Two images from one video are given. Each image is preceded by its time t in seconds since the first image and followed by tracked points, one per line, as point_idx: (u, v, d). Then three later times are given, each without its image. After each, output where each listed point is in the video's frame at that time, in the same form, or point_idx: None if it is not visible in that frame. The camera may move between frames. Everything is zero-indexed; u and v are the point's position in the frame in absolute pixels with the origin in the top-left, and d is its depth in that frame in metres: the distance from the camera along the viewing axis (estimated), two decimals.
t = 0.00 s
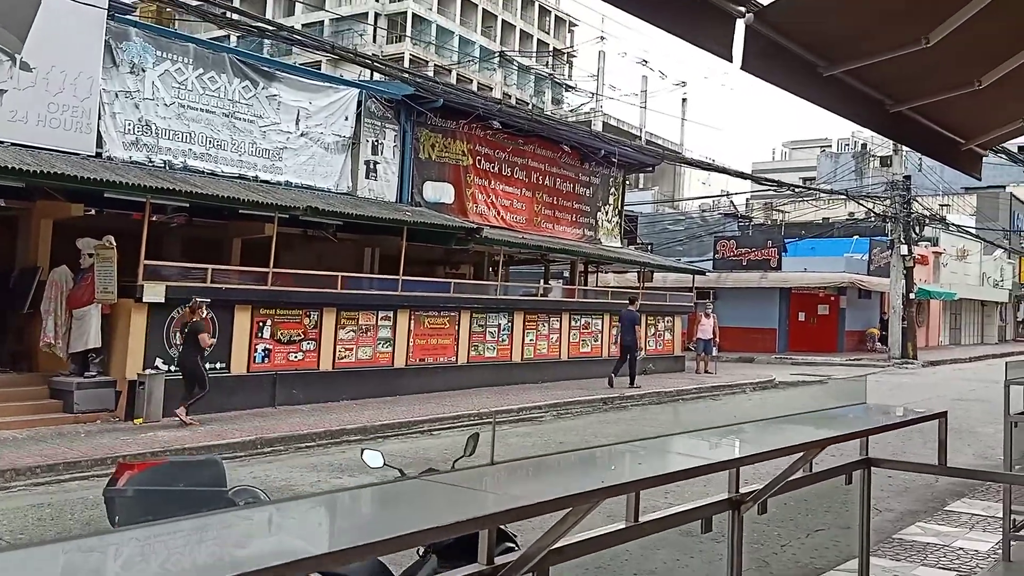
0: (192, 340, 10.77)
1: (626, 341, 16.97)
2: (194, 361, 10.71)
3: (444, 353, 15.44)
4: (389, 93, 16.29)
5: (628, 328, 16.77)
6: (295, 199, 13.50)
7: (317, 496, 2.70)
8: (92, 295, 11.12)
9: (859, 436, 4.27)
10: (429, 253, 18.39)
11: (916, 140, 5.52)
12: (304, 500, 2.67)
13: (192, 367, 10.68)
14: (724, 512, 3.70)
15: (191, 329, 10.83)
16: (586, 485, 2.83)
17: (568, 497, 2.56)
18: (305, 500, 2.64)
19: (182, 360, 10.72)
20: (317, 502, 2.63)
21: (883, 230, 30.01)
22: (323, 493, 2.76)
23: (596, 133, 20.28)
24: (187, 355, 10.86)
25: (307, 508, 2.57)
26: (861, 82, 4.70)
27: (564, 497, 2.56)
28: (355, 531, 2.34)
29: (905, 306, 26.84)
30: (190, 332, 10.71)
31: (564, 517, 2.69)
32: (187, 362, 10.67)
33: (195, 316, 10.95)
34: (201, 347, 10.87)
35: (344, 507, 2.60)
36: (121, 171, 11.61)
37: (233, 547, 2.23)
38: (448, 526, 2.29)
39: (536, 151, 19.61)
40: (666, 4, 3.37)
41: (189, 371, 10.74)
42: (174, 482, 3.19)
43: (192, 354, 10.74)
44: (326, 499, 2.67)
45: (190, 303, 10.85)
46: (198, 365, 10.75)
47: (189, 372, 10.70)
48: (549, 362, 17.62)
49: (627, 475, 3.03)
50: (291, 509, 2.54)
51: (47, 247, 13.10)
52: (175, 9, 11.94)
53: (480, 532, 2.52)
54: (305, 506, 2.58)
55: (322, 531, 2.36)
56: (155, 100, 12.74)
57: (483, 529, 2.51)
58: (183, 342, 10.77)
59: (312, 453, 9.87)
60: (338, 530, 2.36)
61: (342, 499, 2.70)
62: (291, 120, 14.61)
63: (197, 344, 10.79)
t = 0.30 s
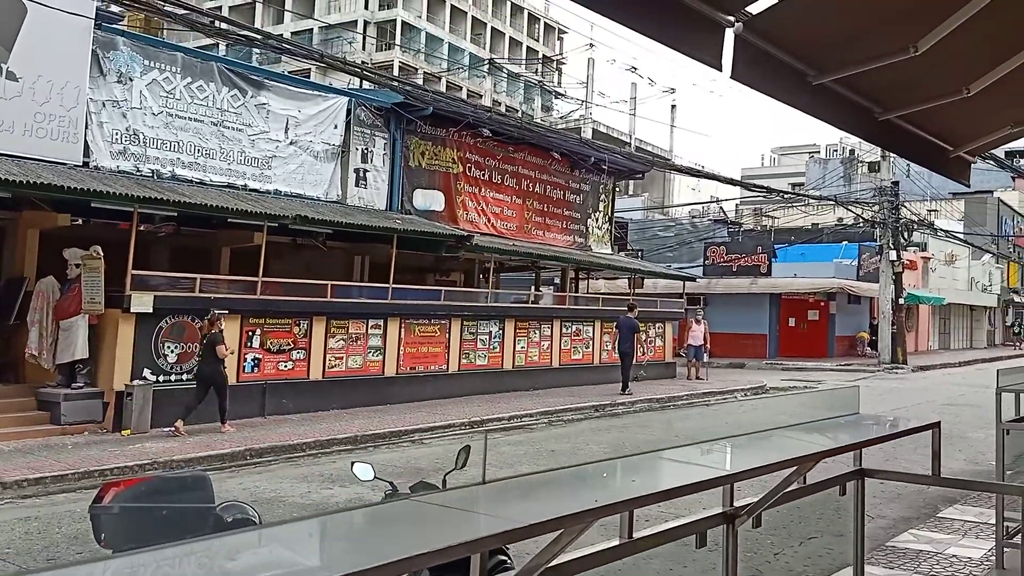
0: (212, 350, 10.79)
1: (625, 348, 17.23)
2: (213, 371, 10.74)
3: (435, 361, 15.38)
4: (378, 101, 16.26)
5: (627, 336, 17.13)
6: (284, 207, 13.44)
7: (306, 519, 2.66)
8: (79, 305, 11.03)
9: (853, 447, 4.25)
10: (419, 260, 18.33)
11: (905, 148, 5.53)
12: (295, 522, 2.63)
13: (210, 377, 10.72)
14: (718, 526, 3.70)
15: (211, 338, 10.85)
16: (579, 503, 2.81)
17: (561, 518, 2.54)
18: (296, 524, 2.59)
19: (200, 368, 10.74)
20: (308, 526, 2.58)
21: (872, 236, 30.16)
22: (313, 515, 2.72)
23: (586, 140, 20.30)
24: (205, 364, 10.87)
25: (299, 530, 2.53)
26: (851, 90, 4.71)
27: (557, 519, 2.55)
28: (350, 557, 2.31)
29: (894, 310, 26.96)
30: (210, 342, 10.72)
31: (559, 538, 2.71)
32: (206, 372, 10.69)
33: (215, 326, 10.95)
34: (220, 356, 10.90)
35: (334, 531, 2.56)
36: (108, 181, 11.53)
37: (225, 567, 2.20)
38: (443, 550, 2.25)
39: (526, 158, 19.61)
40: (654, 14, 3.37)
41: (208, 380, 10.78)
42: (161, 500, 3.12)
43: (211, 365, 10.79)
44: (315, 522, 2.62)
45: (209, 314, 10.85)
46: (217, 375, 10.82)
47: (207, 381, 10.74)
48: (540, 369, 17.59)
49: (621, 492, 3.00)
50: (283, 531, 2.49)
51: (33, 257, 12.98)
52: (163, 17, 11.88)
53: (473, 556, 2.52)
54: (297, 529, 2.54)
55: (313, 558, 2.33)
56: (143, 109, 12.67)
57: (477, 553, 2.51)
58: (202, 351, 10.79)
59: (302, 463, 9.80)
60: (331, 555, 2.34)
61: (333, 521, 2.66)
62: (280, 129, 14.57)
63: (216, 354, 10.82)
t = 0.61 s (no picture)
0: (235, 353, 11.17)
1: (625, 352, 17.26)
2: (234, 373, 11.12)
3: (430, 366, 15.36)
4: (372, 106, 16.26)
5: (628, 340, 17.14)
6: (278, 212, 13.41)
7: (302, 527, 2.63)
8: (72, 311, 10.97)
9: (849, 451, 4.25)
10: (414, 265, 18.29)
11: (898, 152, 5.56)
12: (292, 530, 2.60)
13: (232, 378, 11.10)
14: (715, 531, 3.70)
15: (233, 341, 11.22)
16: (575, 510, 2.80)
17: (557, 525, 2.53)
18: (292, 532, 2.56)
19: (221, 370, 11.11)
20: (304, 533, 2.56)
21: (866, 239, 30.24)
22: (309, 523, 2.69)
23: (580, 144, 20.33)
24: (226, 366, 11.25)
25: (295, 537, 2.51)
26: (844, 93, 4.73)
27: (553, 526, 2.54)
28: (346, 563, 2.30)
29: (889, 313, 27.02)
30: (233, 345, 11.11)
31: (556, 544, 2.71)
32: (228, 374, 11.06)
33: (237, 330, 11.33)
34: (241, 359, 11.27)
35: (330, 538, 2.54)
36: (101, 187, 11.49)
37: (219, 573, 2.18)
38: (439, 558, 2.22)
39: (521, 163, 19.61)
40: (646, 18, 3.37)
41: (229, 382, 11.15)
42: (158, 508, 3.09)
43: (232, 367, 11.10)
44: (311, 530, 2.59)
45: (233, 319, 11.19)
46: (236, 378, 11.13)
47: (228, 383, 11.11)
48: (535, 374, 17.58)
49: (618, 498, 3.00)
50: (278, 538, 2.46)
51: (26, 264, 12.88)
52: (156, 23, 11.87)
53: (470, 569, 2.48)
54: (292, 535, 2.52)
55: (307, 565, 2.31)
56: (136, 114, 12.64)
57: (473, 566, 2.47)
58: (225, 353, 11.15)
59: (297, 469, 9.78)
60: (327, 562, 2.33)
61: (330, 528, 2.63)
62: (274, 134, 14.55)
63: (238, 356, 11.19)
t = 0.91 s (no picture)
0: (251, 356, 11.47)
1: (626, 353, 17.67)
2: (251, 376, 11.42)
3: (425, 368, 15.33)
4: (366, 109, 16.24)
5: (628, 341, 17.24)
6: (272, 215, 13.38)
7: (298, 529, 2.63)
8: (65, 315, 10.88)
9: (844, 451, 4.25)
10: (408, 267, 18.27)
11: (892, 152, 5.57)
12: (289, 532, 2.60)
13: (249, 381, 11.39)
14: (710, 532, 3.71)
15: (251, 345, 11.54)
16: (570, 511, 2.80)
17: (552, 527, 2.53)
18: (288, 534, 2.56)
19: (239, 372, 11.42)
20: (299, 536, 2.56)
21: (859, 240, 30.34)
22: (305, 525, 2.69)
23: (574, 146, 20.33)
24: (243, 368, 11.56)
25: (291, 539, 2.50)
26: (837, 94, 4.74)
27: (549, 527, 2.53)
28: (342, 566, 2.29)
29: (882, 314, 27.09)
30: (250, 348, 11.41)
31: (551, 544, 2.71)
32: (245, 376, 11.37)
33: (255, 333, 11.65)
34: (258, 363, 11.58)
35: (326, 541, 2.54)
36: (93, 191, 11.45)
37: None
38: (434, 560, 2.22)
39: (514, 165, 19.63)
40: (638, 21, 3.38)
41: (246, 385, 11.45)
42: (155, 512, 3.07)
43: (250, 370, 11.45)
44: (307, 533, 2.60)
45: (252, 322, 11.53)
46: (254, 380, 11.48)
47: (245, 385, 11.41)
48: (530, 375, 17.58)
49: (613, 499, 3.00)
50: (273, 541, 2.46)
51: (19, 267, 12.84)
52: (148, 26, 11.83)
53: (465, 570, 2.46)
54: (289, 538, 2.52)
55: (302, 567, 2.30)
56: (129, 118, 12.60)
57: (468, 567, 2.45)
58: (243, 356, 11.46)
59: (291, 472, 9.75)
60: (322, 563, 2.34)
61: (326, 531, 2.64)
62: (267, 137, 14.53)
63: (255, 359, 11.50)
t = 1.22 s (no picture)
0: (269, 357, 11.54)
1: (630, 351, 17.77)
2: (270, 376, 11.52)
3: (422, 367, 15.32)
4: (362, 109, 16.23)
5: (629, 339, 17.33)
6: (268, 215, 13.36)
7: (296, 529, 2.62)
8: (61, 316, 10.89)
9: (840, 448, 4.26)
10: (404, 267, 18.25)
11: (887, 151, 5.58)
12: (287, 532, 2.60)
13: (270, 382, 11.52)
14: (708, 529, 3.71)
15: (269, 344, 11.61)
16: (569, 509, 2.80)
17: (550, 525, 2.54)
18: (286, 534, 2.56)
19: (259, 372, 11.49)
20: (297, 535, 2.55)
21: (855, 238, 30.37)
22: (302, 525, 2.69)
23: (570, 145, 20.33)
24: (263, 368, 11.66)
25: (288, 539, 2.50)
26: (833, 93, 4.75)
27: (546, 525, 2.54)
28: (340, 566, 2.29)
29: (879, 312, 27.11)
30: (267, 348, 11.49)
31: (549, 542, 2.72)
32: (264, 377, 11.47)
33: (274, 333, 11.72)
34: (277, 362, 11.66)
35: (324, 540, 2.54)
36: (89, 191, 11.42)
37: None
38: (431, 559, 2.22)
39: (511, 164, 19.61)
40: (633, 19, 3.38)
41: (265, 384, 11.56)
42: (152, 512, 3.07)
43: (271, 370, 11.56)
44: (305, 532, 2.59)
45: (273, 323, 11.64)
46: (274, 380, 11.60)
47: (264, 385, 11.52)
48: (527, 374, 17.58)
49: (611, 497, 3.00)
50: (270, 541, 2.45)
51: (15, 267, 12.81)
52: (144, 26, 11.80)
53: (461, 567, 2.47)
54: (286, 539, 2.51)
55: (300, 568, 2.30)
56: (124, 118, 12.58)
57: (464, 563, 2.46)
58: (261, 355, 11.52)
59: (288, 472, 9.74)
60: (320, 563, 2.33)
61: (324, 530, 2.63)
62: (263, 137, 14.51)
63: (272, 359, 11.58)
